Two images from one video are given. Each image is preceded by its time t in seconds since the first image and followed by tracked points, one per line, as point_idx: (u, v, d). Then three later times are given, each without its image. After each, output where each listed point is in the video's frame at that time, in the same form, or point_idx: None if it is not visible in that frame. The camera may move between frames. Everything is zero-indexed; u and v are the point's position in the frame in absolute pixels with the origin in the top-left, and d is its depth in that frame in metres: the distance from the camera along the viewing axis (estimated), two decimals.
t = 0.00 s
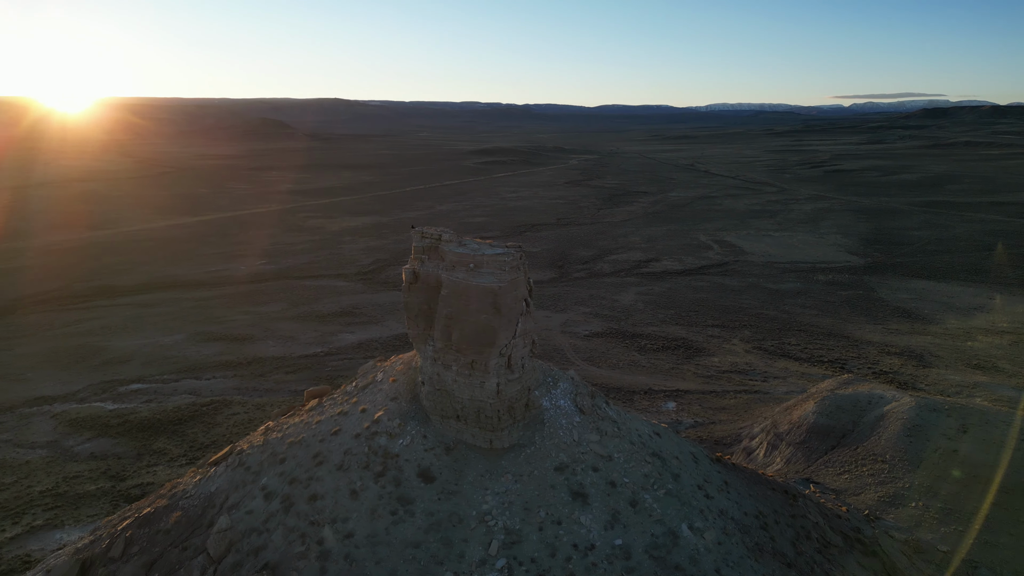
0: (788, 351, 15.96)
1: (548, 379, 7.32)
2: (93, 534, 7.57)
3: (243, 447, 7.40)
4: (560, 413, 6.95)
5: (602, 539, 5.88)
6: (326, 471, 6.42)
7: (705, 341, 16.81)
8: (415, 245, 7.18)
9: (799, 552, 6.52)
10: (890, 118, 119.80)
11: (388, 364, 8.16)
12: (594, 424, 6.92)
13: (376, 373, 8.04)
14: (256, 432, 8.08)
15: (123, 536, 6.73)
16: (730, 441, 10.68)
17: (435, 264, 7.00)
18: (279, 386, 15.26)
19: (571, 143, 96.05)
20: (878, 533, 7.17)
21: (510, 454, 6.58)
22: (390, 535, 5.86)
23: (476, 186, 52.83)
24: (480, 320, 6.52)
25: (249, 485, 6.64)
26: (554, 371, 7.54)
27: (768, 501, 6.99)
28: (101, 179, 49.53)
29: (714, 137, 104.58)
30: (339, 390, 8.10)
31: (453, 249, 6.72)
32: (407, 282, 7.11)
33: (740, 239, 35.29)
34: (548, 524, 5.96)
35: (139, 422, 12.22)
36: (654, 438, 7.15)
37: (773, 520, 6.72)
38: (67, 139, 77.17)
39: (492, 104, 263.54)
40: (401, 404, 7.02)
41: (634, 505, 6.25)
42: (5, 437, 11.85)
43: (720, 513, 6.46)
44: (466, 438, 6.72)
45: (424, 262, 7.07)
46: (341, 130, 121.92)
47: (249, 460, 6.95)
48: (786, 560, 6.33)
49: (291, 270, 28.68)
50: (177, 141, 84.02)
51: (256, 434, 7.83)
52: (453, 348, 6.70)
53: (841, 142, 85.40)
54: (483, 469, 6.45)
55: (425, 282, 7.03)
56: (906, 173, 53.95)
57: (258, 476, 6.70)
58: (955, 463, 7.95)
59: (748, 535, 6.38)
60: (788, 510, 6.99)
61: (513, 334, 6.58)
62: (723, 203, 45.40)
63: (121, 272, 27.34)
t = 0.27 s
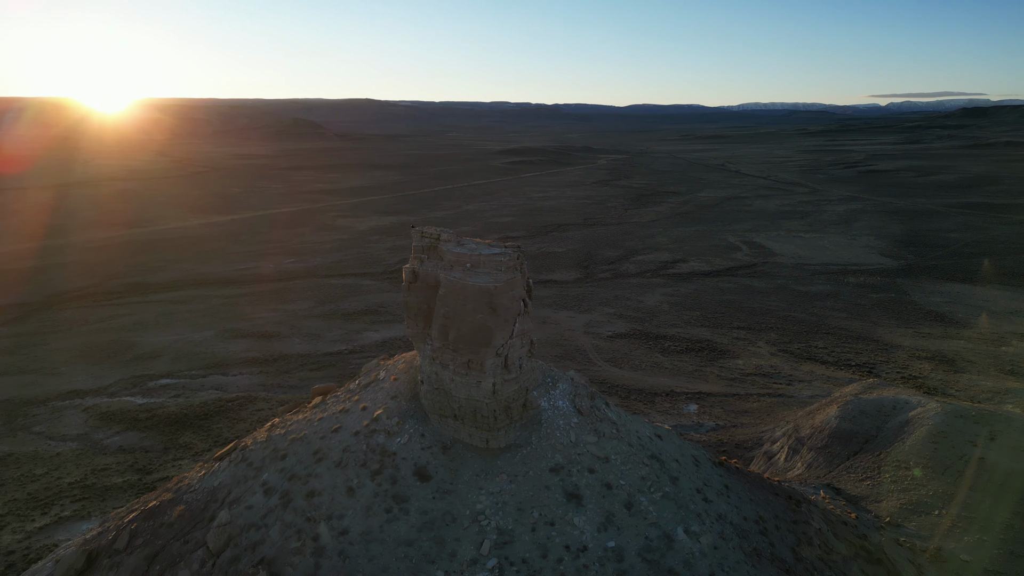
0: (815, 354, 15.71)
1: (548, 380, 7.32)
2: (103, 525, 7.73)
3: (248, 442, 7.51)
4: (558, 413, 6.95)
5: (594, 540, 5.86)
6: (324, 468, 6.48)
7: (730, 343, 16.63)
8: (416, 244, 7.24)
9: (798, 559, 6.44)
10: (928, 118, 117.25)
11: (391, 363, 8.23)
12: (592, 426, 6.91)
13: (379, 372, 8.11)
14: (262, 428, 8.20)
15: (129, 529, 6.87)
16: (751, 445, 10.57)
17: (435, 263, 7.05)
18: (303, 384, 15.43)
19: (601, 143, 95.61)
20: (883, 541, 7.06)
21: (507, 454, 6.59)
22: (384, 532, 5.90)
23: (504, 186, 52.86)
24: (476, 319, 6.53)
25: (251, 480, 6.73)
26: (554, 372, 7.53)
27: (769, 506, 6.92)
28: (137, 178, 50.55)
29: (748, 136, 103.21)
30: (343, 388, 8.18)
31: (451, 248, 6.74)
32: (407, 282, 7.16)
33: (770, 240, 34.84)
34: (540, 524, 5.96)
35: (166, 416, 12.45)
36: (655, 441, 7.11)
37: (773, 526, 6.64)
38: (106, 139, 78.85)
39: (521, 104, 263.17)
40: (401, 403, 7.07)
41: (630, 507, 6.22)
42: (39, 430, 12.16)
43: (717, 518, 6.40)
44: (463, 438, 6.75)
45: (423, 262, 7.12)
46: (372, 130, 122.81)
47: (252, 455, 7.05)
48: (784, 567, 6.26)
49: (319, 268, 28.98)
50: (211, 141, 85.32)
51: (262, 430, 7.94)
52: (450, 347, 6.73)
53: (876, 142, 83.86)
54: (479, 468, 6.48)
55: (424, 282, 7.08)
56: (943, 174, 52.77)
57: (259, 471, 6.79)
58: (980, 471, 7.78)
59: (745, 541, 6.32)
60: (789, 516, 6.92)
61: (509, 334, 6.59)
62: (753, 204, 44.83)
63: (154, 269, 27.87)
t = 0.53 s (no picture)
0: (842, 358, 15.45)
1: (547, 381, 7.31)
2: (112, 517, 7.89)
3: (252, 438, 7.60)
4: (556, 415, 6.93)
5: (587, 542, 5.85)
6: (323, 464, 6.55)
7: (755, 346, 16.42)
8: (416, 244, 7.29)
9: (798, 566, 6.35)
10: (967, 117, 114.53)
11: (395, 361, 8.28)
12: (590, 428, 6.89)
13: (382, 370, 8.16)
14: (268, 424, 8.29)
15: (134, 522, 6.99)
16: (772, 450, 10.45)
17: (433, 263, 7.09)
18: (327, 381, 15.59)
19: (630, 143, 95.02)
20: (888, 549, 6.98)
21: (503, 454, 6.60)
22: (378, 530, 5.94)
23: (531, 185, 52.80)
24: (473, 319, 6.55)
25: (252, 475, 6.81)
26: (554, 373, 7.52)
27: (769, 511, 6.84)
28: (171, 177, 51.46)
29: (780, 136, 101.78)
30: (347, 385, 8.24)
31: (450, 248, 6.78)
32: (407, 281, 7.22)
33: (800, 242, 34.33)
34: (533, 526, 5.97)
35: (193, 411, 12.68)
36: (655, 443, 7.07)
37: (772, 531, 6.57)
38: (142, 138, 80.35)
39: (554, 104, 262.36)
40: (400, 401, 7.11)
41: (624, 509, 6.19)
42: (71, 422, 12.46)
43: (714, 522, 6.35)
44: (461, 437, 6.76)
45: (423, 261, 7.16)
46: (402, 129, 123.50)
47: (254, 451, 7.13)
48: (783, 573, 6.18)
49: (346, 267, 29.24)
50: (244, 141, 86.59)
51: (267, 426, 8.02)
52: (447, 346, 6.76)
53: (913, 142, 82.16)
54: (475, 468, 6.50)
55: (424, 281, 7.12)
56: (982, 175, 51.51)
57: (260, 466, 6.87)
58: (1008, 480, 7.55)
59: (743, 545, 6.26)
60: (791, 521, 6.81)
61: (506, 334, 6.61)
62: (784, 205, 44.21)
63: (186, 267, 28.36)
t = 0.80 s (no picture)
0: (870, 362, 15.16)
1: (547, 382, 7.28)
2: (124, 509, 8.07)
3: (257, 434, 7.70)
4: (554, 415, 6.91)
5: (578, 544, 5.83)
6: (321, 461, 6.61)
7: (781, 348, 16.19)
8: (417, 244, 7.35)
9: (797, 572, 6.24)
10: (1008, 117, 111.60)
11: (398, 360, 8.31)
12: (588, 429, 6.86)
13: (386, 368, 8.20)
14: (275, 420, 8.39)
15: (140, 515, 7.15)
16: (795, 454, 10.30)
17: (433, 262, 7.14)
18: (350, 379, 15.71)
19: (660, 143, 94.26)
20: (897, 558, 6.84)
21: (499, 454, 6.60)
22: (372, 527, 5.98)
23: (559, 186, 52.65)
24: (469, 319, 6.57)
25: (255, 471, 6.91)
26: (554, 374, 7.50)
27: (772, 514, 6.73)
28: (204, 176, 52.27)
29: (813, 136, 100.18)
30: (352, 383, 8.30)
31: (448, 248, 6.82)
32: (408, 280, 7.28)
33: (831, 244, 33.77)
34: (526, 526, 5.96)
35: (219, 407, 12.88)
36: (655, 446, 7.00)
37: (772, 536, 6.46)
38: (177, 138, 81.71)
39: (583, 103, 261.44)
40: (401, 400, 7.14)
41: (619, 512, 6.15)
42: (101, 416, 12.72)
43: (711, 526, 6.26)
44: (459, 437, 6.77)
45: (423, 261, 7.22)
46: (431, 130, 123.95)
47: (258, 447, 7.23)
48: None
49: (373, 266, 29.44)
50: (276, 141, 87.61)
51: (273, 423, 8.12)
52: (444, 346, 6.78)
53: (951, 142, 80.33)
54: (471, 468, 6.50)
55: (423, 281, 7.18)
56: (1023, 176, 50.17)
57: (262, 463, 6.97)
58: None
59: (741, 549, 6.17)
60: (792, 527, 6.66)
61: (502, 334, 6.62)
62: (816, 206, 43.52)
63: (216, 265, 28.78)
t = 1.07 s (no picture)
0: (899, 366, 14.86)
1: (547, 382, 7.24)
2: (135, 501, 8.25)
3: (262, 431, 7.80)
4: (552, 416, 6.88)
5: (570, 546, 5.80)
6: (320, 459, 6.68)
7: (806, 352, 15.95)
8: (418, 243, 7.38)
9: None
10: None
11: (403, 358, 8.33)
12: (586, 430, 6.80)
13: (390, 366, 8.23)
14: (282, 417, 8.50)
15: (147, 508, 7.30)
16: (817, 459, 10.14)
17: (432, 261, 7.17)
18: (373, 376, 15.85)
19: (690, 143, 93.38)
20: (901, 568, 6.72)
21: (496, 454, 6.59)
22: (366, 525, 6.03)
23: (587, 186, 52.44)
24: (464, 318, 6.57)
25: (257, 467, 7.02)
26: (555, 374, 7.44)
27: (772, 519, 6.62)
28: (236, 175, 53.04)
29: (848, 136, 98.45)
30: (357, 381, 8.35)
31: (446, 247, 6.83)
32: (408, 279, 7.34)
33: (864, 245, 33.16)
34: (519, 527, 5.94)
35: (244, 403, 13.07)
36: (655, 448, 6.93)
37: (770, 542, 6.36)
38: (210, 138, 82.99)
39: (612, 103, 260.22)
40: (400, 398, 7.17)
41: (614, 514, 6.12)
42: (130, 410, 12.99)
43: (708, 531, 6.18)
44: (456, 436, 6.77)
45: (422, 260, 7.26)
46: (460, 129, 124.27)
47: (261, 444, 7.33)
48: None
49: (399, 265, 29.61)
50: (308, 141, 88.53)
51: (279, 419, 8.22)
52: (441, 345, 6.79)
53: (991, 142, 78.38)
54: (466, 467, 6.51)
55: (423, 280, 7.21)
56: None
57: (264, 459, 7.06)
58: None
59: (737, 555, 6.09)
60: (793, 533, 6.56)
61: (500, 334, 6.59)
62: (848, 207, 42.76)
63: (245, 263, 29.19)
